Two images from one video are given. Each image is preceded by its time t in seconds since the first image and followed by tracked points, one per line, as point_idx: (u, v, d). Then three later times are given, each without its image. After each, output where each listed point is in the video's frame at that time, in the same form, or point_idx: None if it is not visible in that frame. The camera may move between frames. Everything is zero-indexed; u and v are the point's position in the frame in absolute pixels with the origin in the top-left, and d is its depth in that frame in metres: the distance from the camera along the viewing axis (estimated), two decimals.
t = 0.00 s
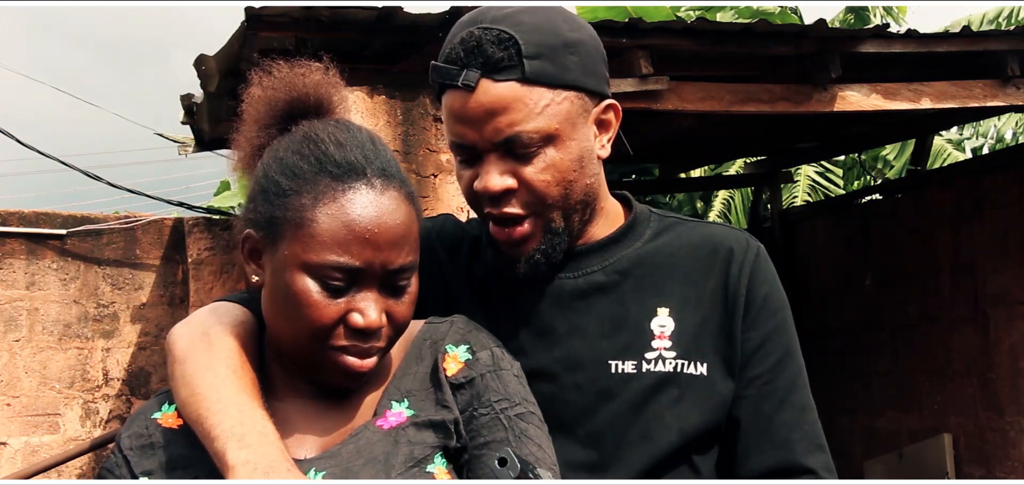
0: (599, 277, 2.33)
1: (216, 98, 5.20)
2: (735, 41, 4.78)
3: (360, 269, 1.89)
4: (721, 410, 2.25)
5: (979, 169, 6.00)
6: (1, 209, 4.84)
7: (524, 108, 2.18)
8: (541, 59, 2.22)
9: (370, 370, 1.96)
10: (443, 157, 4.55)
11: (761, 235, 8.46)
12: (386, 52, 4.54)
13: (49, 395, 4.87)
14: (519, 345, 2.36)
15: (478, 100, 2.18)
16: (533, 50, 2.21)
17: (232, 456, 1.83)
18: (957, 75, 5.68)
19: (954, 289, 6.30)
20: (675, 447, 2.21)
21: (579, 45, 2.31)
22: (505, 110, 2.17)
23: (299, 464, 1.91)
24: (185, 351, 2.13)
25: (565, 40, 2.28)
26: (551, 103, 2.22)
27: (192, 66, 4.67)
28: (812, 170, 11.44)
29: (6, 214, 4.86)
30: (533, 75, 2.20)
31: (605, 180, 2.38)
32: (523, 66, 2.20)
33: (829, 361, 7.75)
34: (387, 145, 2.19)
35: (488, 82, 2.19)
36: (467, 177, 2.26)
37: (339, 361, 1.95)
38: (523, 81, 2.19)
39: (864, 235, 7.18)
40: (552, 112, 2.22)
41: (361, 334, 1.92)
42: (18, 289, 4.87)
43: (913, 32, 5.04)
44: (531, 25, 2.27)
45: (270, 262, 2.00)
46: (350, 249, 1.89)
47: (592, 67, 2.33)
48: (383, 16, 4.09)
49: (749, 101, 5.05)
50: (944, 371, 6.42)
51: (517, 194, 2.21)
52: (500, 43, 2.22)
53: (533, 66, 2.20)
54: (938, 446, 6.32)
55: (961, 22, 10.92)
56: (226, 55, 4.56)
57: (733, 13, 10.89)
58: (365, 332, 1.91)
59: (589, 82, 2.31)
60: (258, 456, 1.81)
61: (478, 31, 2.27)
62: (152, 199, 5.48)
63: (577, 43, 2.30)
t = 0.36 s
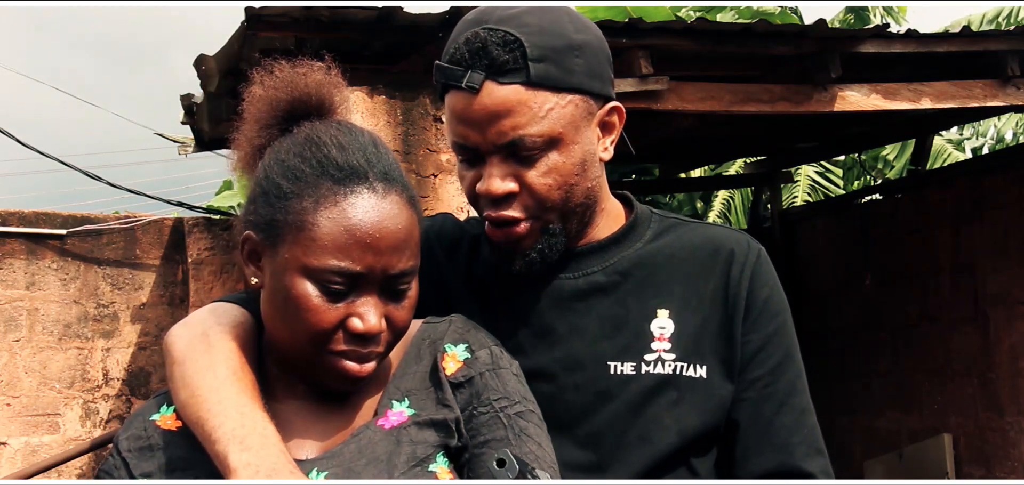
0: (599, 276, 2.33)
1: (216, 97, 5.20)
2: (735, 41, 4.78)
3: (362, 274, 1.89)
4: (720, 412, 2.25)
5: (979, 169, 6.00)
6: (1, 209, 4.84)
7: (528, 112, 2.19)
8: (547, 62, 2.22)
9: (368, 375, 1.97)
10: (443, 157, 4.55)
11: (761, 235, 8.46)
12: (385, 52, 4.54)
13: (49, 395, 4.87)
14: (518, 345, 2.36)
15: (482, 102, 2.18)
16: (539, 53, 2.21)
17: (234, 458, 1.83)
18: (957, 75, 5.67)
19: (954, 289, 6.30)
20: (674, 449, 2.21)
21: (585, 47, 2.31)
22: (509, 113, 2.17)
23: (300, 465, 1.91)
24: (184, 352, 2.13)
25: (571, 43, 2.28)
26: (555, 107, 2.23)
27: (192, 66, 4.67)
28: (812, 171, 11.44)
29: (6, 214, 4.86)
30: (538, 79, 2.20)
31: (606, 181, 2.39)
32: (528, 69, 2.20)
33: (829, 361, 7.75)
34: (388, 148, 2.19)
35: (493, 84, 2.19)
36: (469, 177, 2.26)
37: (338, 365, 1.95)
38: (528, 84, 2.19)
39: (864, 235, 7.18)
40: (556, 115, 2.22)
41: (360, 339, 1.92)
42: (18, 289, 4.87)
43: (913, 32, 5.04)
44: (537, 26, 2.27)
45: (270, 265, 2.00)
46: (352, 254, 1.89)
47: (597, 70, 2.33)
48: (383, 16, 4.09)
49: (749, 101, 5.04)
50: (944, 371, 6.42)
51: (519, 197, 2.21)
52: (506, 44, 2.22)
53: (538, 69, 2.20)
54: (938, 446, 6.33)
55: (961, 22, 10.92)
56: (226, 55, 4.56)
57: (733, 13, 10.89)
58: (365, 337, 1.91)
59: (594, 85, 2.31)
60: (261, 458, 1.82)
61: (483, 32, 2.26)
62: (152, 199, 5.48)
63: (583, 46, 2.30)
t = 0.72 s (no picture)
0: (599, 277, 2.33)
1: (216, 98, 5.20)
2: (735, 41, 4.78)
3: (343, 247, 1.89)
4: (719, 413, 2.25)
5: (979, 169, 6.00)
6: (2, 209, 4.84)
7: (532, 112, 2.19)
8: (551, 62, 2.22)
9: (358, 357, 1.95)
10: (443, 157, 4.54)
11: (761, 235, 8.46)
12: (385, 52, 4.54)
13: (49, 395, 4.87)
14: (517, 345, 2.35)
15: (486, 102, 2.17)
16: (543, 53, 2.21)
17: (234, 459, 1.83)
18: (957, 75, 5.67)
19: (954, 289, 6.30)
20: (672, 451, 2.21)
21: (588, 48, 2.31)
22: (513, 114, 2.17)
23: (300, 465, 1.92)
24: (183, 352, 2.14)
25: (575, 43, 2.28)
26: (558, 108, 2.23)
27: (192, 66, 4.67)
28: (812, 170, 11.45)
29: (6, 213, 4.86)
30: (543, 79, 2.20)
31: (608, 181, 2.39)
32: (532, 69, 2.20)
33: (829, 360, 7.74)
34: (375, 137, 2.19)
35: (496, 84, 2.18)
36: (471, 177, 2.26)
37: (325, 347, 1.94)
38: (532, 84, 2.19)
39: (863, 235, 7.18)
40: (560, 116, 2.22)
41: (346, 316, 1.91)
42: (18, 289, 4.86)
43: (913, 32, 5.04)
44: (540, 26, 2.27)
45: (256, 251, 2.01)
46: (332, 228, 1.90)
47: (600, 70, 2.33)
48: (383, 15, 4.09)
49: (749, 101, 5.04)
50: (944, 371, 6.42)
51: (522, 197, 2.21)
52: (510, 44, 2.22)
53: (542, 69, 2.20)
54: (938, 446, 6.33)
55: (961, 22, 10.93)
56: (226, 55, 4.56)
57: (733, 13, 10.89)
58: (350, 313, 1.90)
59: (597, 85, 2.31)
60: (260, 460, 1.82)
61: (487, 31, 2.26)
62: (152, 199, 5.48)
63: (586, 46, 2.31)
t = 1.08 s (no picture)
0: (599, 277, 2.33)
1: (216, 98, 5.20)
2: (735, 41, 4.78)
3: (327, 250, 1.89)
4: (719, 415, 2.25)
5: (978, 169, 6.00)
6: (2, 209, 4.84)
7: (533, 111, 2.19)
8: (553, 61, 2.21)
9: (346, 358, 1.95)
10: (443, 158, 4.54)
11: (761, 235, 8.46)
12: (384, 53, 4.54)
13: (49, 395, 4.87)
14: (518, 345, 2.35)
15: (488, 100, 2.17)
16: (546, 51, 2.21)
17: (227, 457, 1.83)
18: (957, 75, 5.67)
19: (954, 289, 6.30)
20: (672, 452, 2.21)
21: (591, 47, 2.31)
22: (514, 112, 2.17)
23: (295, 464, 1.92)
24: (181, 350, 2.14)
25: (578, 42, 2.28)
26: (560, 106, 2.22)
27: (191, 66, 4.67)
28: (812, 170, 11.45)
29: (6, 214, 4.86)
30: (545, 77, 2.19)
31: (610, 181, 2.39)
32: (535, 68, 2.19)
33: (829, 360, 7.74)
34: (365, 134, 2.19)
35: (499, 82, 2.18)
36: (472, 176, 2.26)
37: (312, 349, 1.94)
38: (534, 82, 2.19)
39: (863, 235, 7.18)
40: (561, 114, 2.22)
41: (332, 318, 1.91)
42: (18, 289, 4.87)
43: (913, 32, 5.04)
44: (542, 25, 2.27)
45: (244, 253, 2.01)
46: (314, 231, 1.89)
47: (603, 69, 2.33)
48: (383, 15, 4.09)
49: (749, 101, 5.04)
50: (944, 371, 6.42)
51: (523, 195, 2.21)
52: (513, 42, 2.21)
53: (545, 68, 2.19)
54: (937, 446, 6.32)
55: (961, 22, 10.93)
56: (226, 55, 4.56)
57: (733, 13, 10.89)
58: (335, 315, 1.90)
59: (600, 85, 2.31)
60: (253, 458, 1.82)
61: (490, 29, 2.26)
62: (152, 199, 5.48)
63: (590, 45, 2.31)
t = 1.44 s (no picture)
0: (601, 278, 2.33)
1: (216, 98, 5.20)
2: (735, 41, 4.78)
3: (317, 232, 1.89)
4: (720, 416, 2.26)
5: (978, 168, 6.00)
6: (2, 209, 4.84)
7: (535, 110, 2.19)
8: (555, 61, 2.21)
9: (343, 342, 1.94)
10: (443, 157, 4.55)
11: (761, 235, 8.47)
12: (384, 52, 4.54)
13: (49, 395, 4.87)
14: (519, 345, 2.35)
15: (490, 99, 2.18)
16: (548, 51, 2.21)
17: (227, 458, 1.83)
18: (957, 75, 5.67)
19: (954, 289, 6.30)
20: (673, 453, 2.21)
21: (593, 47, 2.31)
22: (516, 111, 2.17)
23: (294, 465, 1.93)
24: (183, 348, 2.14)
25: (580, 42, 2.28)
26: (562, 106, 2.22)
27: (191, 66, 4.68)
28: (812, 171, 11.45)
29: (6, 214, 4.87)
30: (546, 76, 2.19)
31: (612, 181, 2.39)
32: (536, 67, 2.19)
33: (829, 360, 7.74)
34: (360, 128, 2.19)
35: (500, 81, 2.19)
36: (473, 175, 2.27)
37: (308, 334, 1.93)
38: (536, 82, 2.19)
39: (863, 235, 7.19)
40: (562, 114, 2.22)
41: (326, 300, 1.91)
42: (18, 289, 4.87)
43: (913, 32, 5.04)
44: (544, 24, 2.27)
45: (240, 246, 2.02)
46: (305, 214, 1.90)
47: (604, 69, 2.33)
48: (383, 15, 4.09)
49: (749, 101, 5.04)
50: (944, 371, 6.42)
51: (525, 194, 2.21)
52: (514, 41, 2.22)
53: (546, 67, 2.19)
54: (937, 446, 6.33)
55: (961, 22, 10.94)
56: (226, 55, 4.56)
57: (733, 13, 10.89)
58: (328, 297, 1.90)
59: (602, 85, 2.31)
60: (253, 460, 1.82)
61: (492, 29, 2.26)
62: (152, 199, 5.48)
63: (591, 45, 2.30)
